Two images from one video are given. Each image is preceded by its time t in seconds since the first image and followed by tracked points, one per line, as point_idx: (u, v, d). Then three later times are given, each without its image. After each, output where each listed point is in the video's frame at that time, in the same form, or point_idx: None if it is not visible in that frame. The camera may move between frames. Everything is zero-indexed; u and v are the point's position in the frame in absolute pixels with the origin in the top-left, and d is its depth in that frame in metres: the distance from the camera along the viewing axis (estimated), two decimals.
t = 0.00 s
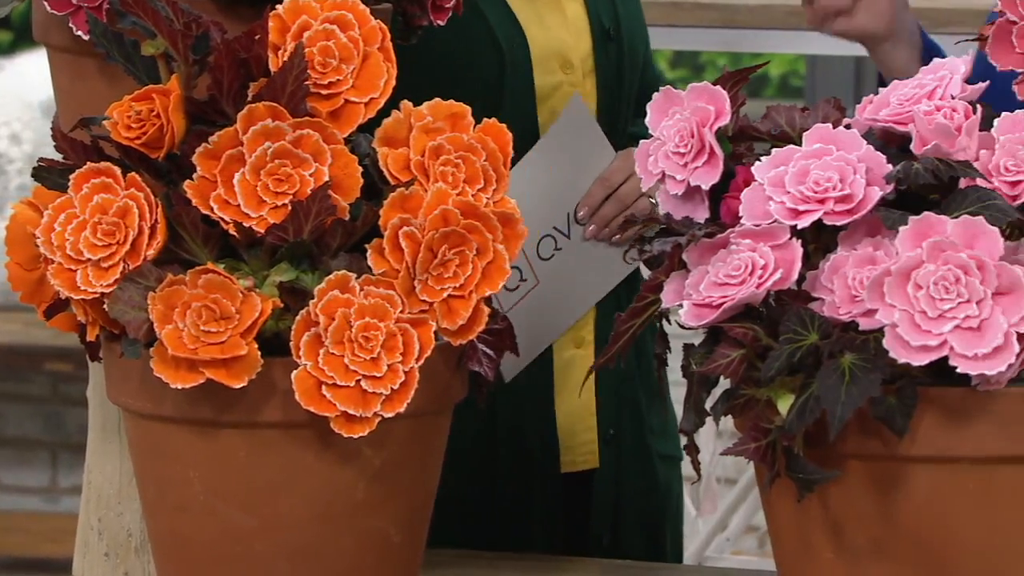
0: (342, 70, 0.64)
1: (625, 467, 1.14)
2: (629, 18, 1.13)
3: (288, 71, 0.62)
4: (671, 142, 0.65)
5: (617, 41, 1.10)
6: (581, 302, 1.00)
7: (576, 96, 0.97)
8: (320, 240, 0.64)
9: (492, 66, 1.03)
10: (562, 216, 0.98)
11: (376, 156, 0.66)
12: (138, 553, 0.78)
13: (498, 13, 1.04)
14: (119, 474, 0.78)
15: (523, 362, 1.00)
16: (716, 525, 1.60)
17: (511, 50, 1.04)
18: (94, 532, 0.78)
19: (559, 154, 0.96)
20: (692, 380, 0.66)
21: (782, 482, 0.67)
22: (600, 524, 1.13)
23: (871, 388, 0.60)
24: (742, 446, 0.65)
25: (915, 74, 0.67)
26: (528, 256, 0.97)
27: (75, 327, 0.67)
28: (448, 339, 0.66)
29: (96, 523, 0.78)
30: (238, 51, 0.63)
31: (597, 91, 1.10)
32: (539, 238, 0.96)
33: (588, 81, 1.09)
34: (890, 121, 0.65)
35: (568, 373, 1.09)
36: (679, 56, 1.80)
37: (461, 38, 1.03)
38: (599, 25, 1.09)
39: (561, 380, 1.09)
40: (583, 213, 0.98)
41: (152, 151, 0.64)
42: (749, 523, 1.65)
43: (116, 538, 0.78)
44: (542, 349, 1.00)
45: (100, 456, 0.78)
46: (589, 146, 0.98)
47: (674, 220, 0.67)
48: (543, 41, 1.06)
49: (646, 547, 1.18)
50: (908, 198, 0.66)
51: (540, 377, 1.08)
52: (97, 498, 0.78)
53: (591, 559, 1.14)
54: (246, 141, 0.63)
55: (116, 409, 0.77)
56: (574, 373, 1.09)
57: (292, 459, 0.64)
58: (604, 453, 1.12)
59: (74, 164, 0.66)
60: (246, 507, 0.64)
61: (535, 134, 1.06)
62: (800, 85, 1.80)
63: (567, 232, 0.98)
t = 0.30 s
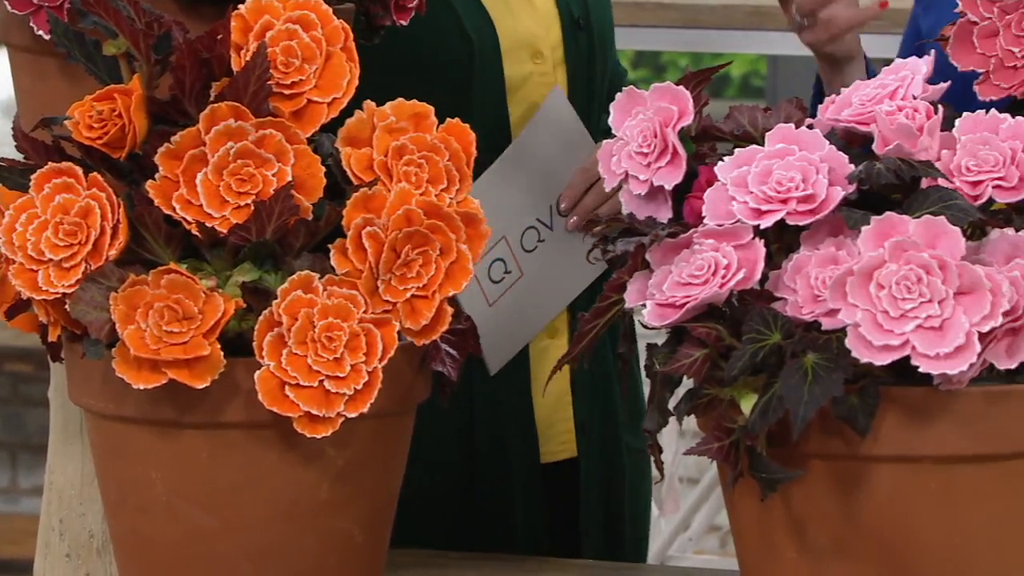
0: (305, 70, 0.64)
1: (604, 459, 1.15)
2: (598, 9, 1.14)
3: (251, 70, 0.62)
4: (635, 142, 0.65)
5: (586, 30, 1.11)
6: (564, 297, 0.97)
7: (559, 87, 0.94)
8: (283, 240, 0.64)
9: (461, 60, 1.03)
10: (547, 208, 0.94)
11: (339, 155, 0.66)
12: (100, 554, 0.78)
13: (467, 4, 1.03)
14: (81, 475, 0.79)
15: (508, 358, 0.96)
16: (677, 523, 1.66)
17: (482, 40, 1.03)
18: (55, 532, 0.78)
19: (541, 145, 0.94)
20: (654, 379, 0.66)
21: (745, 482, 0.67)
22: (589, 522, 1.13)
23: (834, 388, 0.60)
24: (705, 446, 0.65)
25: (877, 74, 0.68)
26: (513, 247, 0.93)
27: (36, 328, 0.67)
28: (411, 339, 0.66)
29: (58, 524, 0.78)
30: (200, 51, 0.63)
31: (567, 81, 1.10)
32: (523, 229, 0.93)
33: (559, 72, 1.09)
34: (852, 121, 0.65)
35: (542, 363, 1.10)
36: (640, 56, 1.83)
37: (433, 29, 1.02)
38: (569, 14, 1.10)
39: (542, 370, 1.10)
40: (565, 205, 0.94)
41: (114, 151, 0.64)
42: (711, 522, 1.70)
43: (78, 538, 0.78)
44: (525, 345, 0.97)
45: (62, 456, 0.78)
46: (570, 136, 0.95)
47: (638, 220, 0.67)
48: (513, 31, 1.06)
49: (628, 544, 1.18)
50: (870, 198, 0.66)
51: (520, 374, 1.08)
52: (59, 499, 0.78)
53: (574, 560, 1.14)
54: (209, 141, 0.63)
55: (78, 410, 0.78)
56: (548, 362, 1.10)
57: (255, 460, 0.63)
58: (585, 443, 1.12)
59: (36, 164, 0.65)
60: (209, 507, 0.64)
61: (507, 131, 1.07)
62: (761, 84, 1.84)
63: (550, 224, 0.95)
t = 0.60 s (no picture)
0: (272, 69, 0.64)
1: (577, 457, 1.15)
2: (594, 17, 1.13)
3: (217, 70, 0.62)
4: (602, 142, 0.65)
5: (572, 34, 1.11)
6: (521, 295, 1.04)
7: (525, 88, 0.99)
8: (249, 240, 0.64)
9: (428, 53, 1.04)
10: (506, 207, 1.00)
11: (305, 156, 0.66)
12: (65, 555, 0.78)
13: None
14: (47, 476, 0.79)
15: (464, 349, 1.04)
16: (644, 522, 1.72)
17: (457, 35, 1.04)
18: (21, 533, 0.78)
19: (501, 146, 0.99)
20: (621, 379, 0.66)
21: (711, 482, 0.67)
22: (556, 521, 1.15)
23: (800, 388, 0.60)
24: (672, 446, 0.65)
25: (844, 75, 0.68)
26: (468, 243, 1.01)
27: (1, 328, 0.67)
28: (378, 339, 0.66)
29: (23, 525, 0.78)
30: (166, 50, 0.63)
31: (547, 83, 1.10)
32: (479, 227, 1.00)
33: (540, 75, 1.10)
34: (818, 121, 0.65)
35: (509, 362, 1.11)
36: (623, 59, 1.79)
37: (403, 20, 1.04)
38: (555, 16, 1.10)
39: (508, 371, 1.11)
40: (527, 204, 0.98)
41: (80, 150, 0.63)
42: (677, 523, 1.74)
43: (43, 539, 0.78)
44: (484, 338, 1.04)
45: (27, 456, 0.78)
46: (536, 139, 1.00)
47: (604, 221, 0.67)
48: (493, 29, 1.07)
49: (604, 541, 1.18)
50: (836, 198, 0.66)
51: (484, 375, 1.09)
52: (24, 500, 0.78)
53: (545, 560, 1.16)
54: (175, 141, 0.63)
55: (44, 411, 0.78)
56: (515, 360, 1.11)
57: (222, 460, 0.63)
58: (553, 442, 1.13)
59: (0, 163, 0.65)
60: (176, 508, 0.63)
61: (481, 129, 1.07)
62: (727, 86, 1.77)
63: (512, 223, 1.00)
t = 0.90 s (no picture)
0: (239, 69, 0.64)
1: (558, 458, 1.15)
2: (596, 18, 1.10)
3: (185, 70, 0.62)
4: (570, 142, 0.65)
5: (559, 40, 1.09)
6: (495, 295, 1.04)
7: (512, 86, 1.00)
8: (216, 240, 0.64)
9: (404, 49, 1.08)
10: (484, 205, 1.01)
11: (273, 156, 0.66)
12: (31, 556, 0.79)
13: None
14: (13, 476, 0.79)
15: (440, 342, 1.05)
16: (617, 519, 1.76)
17: (430, 32, 1.06)
18: None
19: (481, 141, 1.00)
20: (590, 379, 0.67)
21: (680, 482, 0.67)
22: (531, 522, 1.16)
23: (768, 387, 0.60)
24: (640, 447, 0.65)
25: (811, 75, 0.69)
26: (444, 238, 1.02)
27: None
28: (346, 339, 0.66)
29: None
30: (133, 50, 0.63)
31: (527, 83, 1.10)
32: (454, 222, 1.02)
33: (521, 74, 1.10)
34: (786, 121, 0.66)
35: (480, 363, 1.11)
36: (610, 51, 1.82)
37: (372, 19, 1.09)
38: (540, 23, 1.08)
39: (474, 373, 1.12)
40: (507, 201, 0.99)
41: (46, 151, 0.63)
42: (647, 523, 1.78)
43: (9, 540, 0.78)
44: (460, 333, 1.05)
45: None
46: (515, 138, 1.00)
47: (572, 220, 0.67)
48: (470, 28, 1.08)
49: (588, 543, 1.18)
50: (804, 198, 0.66)
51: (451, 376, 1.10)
52: None
53: (527, 559, 1.18)
54: (142, 141, 0.62)
55: (9, 411, 0.78)
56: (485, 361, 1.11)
57: (190, 461, 0.63)
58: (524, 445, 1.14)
59: None
60: (143, 509, 0.63)
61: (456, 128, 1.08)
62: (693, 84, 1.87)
63: (490, 220, 1.02)
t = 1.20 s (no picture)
0: (210, 70, 0.64)
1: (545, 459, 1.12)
2: (591, 17, 1.08)
3: (155, 70, 0.62)
4: (541, 143, 0.65)
5: (544, 43, 1.07)
6: (476, 300, 1.02)
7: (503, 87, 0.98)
8: (187, 241, 0.64)
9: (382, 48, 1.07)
10: (468, 207, 0.99)
11: (243, 156, 0.66)
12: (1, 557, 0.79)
13: None
14: None
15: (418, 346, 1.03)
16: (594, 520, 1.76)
17: (409, 35, 1.06)
18: None
19: (468, 143, 0.98)
20: (562, 380, 0.67)
21: (651, 482, 0.67)
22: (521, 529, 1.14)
23: (738, 388, 0.60)
24: (611, 447, 0.64)
25: (782, 76, 0.70)
26: (425, 238, 1.00)
27: None
28: (317, 340, 0.66)
29: None
30: (103, 50, 0.63)
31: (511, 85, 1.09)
32: (438, 223, 1.00)
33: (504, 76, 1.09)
34: (756, 122, 0.66)
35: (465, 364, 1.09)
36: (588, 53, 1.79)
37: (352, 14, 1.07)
38: (525, 24, 1.06)
39: (449, 376, 1.09)
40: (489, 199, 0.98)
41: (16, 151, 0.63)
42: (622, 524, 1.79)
43: None
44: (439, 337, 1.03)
45: None
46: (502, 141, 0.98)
47: (543, 221, 0.67)
48: (451, 31, 1.07)
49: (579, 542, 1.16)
50: (774, 199, 0.66)
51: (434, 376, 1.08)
52: None
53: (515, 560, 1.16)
54: (112, 141, 0.62)
55: None
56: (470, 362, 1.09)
57: (160, 462, 0.63)
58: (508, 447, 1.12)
59: None
60: (113, 510, 0.63)
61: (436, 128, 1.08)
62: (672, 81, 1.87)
63: (474, 222, 1.00)
